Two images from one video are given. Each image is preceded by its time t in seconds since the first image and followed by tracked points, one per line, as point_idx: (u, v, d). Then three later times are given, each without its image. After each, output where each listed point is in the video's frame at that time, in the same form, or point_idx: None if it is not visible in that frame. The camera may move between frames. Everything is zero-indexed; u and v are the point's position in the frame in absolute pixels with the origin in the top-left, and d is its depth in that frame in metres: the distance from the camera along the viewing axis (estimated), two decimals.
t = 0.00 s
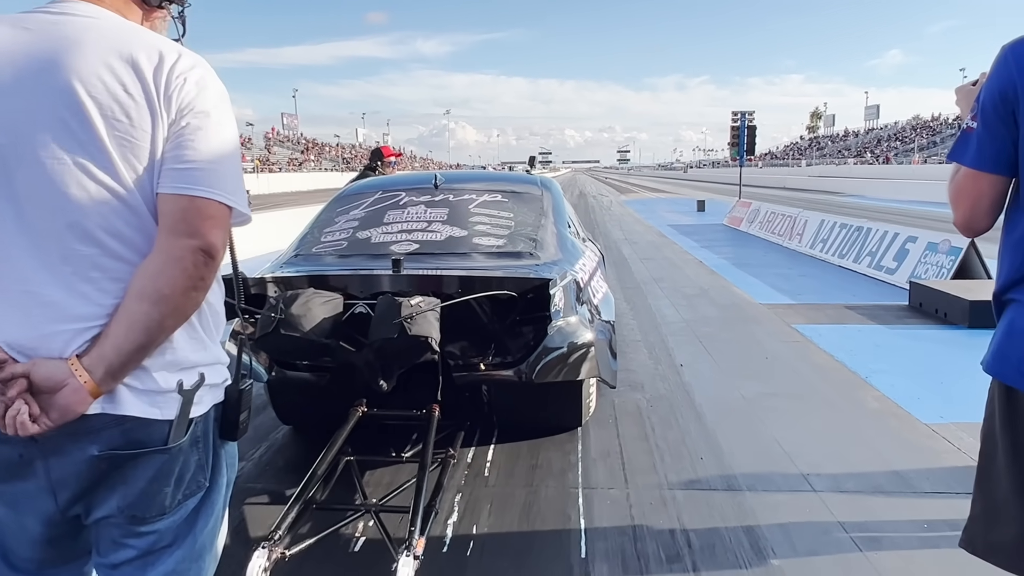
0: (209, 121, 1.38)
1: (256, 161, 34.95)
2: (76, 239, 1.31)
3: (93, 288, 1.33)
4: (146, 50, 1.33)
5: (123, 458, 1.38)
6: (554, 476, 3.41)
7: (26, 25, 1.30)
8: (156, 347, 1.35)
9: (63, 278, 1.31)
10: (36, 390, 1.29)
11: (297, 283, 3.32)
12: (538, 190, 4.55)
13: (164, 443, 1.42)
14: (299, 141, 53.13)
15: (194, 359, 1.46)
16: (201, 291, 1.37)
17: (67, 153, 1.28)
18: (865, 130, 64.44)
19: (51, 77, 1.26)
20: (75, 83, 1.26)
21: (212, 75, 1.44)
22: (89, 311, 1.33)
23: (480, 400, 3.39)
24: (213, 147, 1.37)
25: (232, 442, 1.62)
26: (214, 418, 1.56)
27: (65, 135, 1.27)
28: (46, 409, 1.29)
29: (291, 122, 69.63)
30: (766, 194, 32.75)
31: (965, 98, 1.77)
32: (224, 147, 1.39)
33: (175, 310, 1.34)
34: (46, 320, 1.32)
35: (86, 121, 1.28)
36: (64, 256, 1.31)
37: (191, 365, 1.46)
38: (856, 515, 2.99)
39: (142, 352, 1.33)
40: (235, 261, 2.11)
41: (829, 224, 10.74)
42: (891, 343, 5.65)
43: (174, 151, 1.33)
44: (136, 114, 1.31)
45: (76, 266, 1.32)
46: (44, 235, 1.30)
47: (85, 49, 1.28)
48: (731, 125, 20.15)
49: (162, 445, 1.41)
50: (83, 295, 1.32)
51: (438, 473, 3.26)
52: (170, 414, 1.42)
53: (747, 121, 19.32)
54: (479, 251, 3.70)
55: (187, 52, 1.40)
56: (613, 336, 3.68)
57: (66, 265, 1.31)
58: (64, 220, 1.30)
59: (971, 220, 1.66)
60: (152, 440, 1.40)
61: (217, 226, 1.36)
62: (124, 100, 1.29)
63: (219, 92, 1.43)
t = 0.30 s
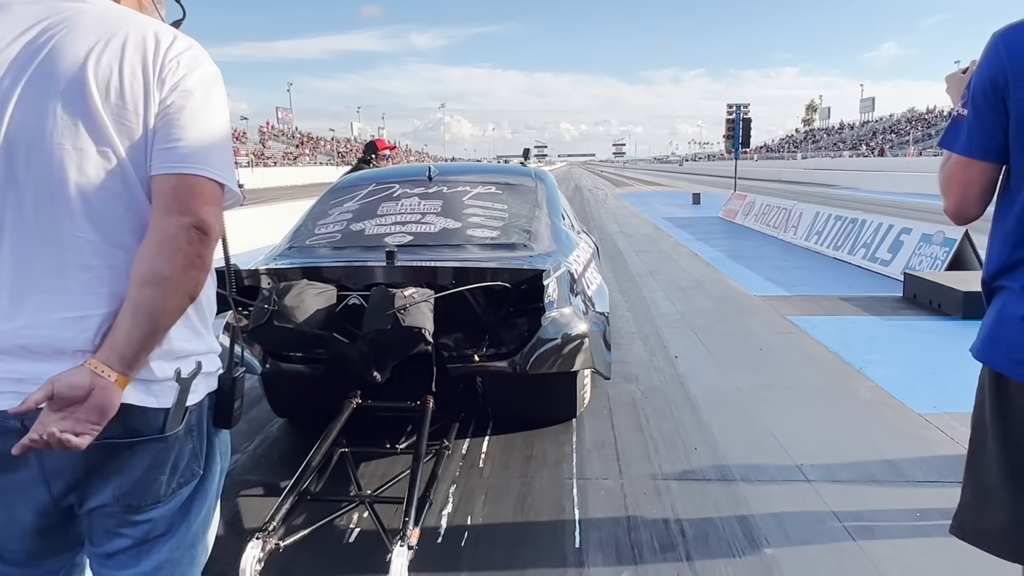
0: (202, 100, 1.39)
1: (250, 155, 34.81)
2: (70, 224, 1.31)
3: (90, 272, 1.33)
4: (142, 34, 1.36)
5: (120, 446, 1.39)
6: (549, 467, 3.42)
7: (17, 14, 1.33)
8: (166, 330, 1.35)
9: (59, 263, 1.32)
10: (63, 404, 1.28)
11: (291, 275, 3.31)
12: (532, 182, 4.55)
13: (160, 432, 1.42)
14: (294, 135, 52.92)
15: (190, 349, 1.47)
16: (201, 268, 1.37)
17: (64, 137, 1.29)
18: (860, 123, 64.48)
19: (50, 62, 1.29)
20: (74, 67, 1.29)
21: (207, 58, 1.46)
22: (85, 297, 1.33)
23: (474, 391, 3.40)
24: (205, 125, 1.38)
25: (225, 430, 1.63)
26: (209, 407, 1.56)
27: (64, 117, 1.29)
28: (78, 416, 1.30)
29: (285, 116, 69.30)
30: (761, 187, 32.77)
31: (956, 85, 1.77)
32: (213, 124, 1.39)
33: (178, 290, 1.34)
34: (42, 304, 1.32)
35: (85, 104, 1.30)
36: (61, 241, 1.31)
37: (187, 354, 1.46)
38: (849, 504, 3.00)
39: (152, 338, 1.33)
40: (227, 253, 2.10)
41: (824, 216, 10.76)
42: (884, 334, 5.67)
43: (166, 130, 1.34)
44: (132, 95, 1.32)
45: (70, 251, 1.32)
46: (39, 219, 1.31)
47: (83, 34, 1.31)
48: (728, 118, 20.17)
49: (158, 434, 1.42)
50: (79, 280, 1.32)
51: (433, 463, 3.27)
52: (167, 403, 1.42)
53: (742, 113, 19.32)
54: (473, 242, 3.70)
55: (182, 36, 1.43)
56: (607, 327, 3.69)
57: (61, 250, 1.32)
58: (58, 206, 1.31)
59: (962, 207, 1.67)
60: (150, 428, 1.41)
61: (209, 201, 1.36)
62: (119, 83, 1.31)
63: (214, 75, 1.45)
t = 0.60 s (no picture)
0: (186, 80, 1.40)
1: (247, 148, 34.69)
2: (57, 214, 1.32)
3: (79, 264, 1.34)
4: (121, 20, 1.37)
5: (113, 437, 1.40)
6: (546, 458, 3.42)
7: None
8: (201, 308, 1.39)
9: (46, 256, 1.32)
10: (130, 416, 1.35)
11: (288, 266, 3.29)
12: (529, 173, 4.53)
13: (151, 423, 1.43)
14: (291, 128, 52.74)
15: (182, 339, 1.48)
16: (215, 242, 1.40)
17: (50, 129, 1.30)
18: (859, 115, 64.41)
19: (32, 56, 1.30)
20: (56, 59, 1.31)
21: (188, 40, 1.47)
22: (75, 290, 1.34)
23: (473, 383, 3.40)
24: (190, 105, 1.39)
25: (220, 420, 1.62)
26: (202, 397, 1.55)
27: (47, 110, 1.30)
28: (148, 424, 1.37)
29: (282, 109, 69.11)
30: (759, 180, 32.71)
31: (953, 72, 1.76)
32: (198, 103, 1.41)
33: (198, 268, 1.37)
34: (30, 299, 1.32)
35: (68, 95, 1.31)
36: (49, 233, 1.32)
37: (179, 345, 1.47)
38: (845, 494, 3.01)
39: (188, 321, 1.37)
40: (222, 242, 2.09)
41: (823, 208, 10.75)
42: (882, 325, 5.68)
43: (151, 115, 1.35)
44: (114, 82, 1.34)
45: (57, 241, 1.33)
46: (27, 212, 1.31)
47: (62, 26, 1.32)
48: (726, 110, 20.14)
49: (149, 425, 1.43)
50: (68, 272, 1.33)
51: (430, 455, 3.27)
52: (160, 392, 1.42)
53: (740, 105, 19.28)
54: (470, 233, 3.69)
55: (162, 18, 1.44)
56: (605, 319, 3.68)
57: (49, 243, 1.32)
58: (45, 196, 1.31)
59: (959, 194, 1.66)
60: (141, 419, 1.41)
61: (205, 173, 1.38)
62: (101, 72, 1.33)
63: (197, 56, 1.46)
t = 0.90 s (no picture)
0: (175, 68, 1.39)
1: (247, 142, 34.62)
2: (45, 205, 1.33)
3: (64, 255, 1.34)
4: (111, 9, 1.37)
5: (101, 430, 1.40)
6: (547, 450, 3.42)
7: None
8: (207, 293, 1.40)
9: (32, 247, 1.33)
10: (161, 412, 1.39)
11: (289, 259, 3.29)
12: (530, 165, 4.52)
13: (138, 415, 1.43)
14: (291, 122, 52.63)
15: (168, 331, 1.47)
16: (213, 225, 1.40)
17: (37, 119, 1.31)
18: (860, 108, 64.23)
19: (20, 45, 1.31)
20: (44, 49, 1.31)
21: (179, 29, 1.46)
22: (60, 282, 1.34)
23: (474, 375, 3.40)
24: (178, 93, 1.38)
25: (215, 412, 1.62)
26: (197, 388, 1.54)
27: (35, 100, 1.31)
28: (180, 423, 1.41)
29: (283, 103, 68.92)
30: (760, 172, 32.67)
31: (956, 61, 1.75)
32: (187, 90, 1.40)
33: (198, 253, 1.37)
34: (16, 289, 1.33)
35: (55, 85, 1.31)
36: (36, 224, 1.33)
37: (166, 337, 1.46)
38: (846, 485, 3.01)
39: (196, 308, 1.38)
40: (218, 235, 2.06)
41: (824, 201, 10.73)
42: (883, 317, 5.67)
43: (138, 104, 1.35)
44: (102, 72, 1.34)
45: (45, 233, 1.33)
46: (14, 203, 1.32)
47: (50, 15, 1.33)
48: (727, 103, 20.11)
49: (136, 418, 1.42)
50: (53, 263, 1.34)
51: (431, 447, 3.27)
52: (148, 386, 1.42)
53: (742, 98, 19.23)
54: (470, 226, 3.69)
55: (152, 6, 1.44)
56: (606, 311, 3.68)
57: (35, 233, 1.33)
58: (33, 185, 1.32)
59: (961, 182, 1.66)
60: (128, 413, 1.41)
61: (195, 158, 1.38)
62: (89, 61, 1.33)
63: (187, 44, 1.45)
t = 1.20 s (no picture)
0: (183, 60, 1.41)
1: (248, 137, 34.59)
2: (50, 193, 1.33)
3: (69, 243, 1.34)
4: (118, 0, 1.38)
5: (103, 418, 1.40)
6: (550, 443, 3.43)
7: None
8: (241, 278, 1.43)
9: (35, 234, 1.33)
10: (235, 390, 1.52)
11: (291, 252, 3.29)
12: (532, 158, 4.51)
13: (141, 403, 1.43)
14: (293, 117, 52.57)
15: (170, 320, 1.47)
16: (231, 213, 1.41)
17: (44, 108, 1.32)
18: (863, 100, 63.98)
19: (28, 35, 1.32)
20: (55, 40, 1.33)
21: (185, 22, 1.47)
22: (63, 269, 1.34)
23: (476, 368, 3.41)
24: (187, 84, 1.39)
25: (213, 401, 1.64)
26: (194, 379, 1.56)
27: (45, 89, 1.33)
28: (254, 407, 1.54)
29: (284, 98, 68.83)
30: (763, 166, 32.58)
31: (959, 50, 1.74)
32: (196, 81, 1.41)
33: (222, 242, 1.40)
34: (16, 276, 1.33)
35: (67, 75, 1.33)
36: (40, 212, 1.33)
37: (168, 326, 1.46)
38: (848, 477, 3.01)
39: (233, 293, 1.43)
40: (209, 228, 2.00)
41: (827, 194, 10.70)
42: (886, 310, 5.67)
43: (148, 96, 1.36)
44: (111, 64, 1.35)
45: (49, 220, 1.33)
46: (19, 190, 1.32)
47: (57, 6, 1.34)
48: (729, 96, 20.06)
49: (138, 405, 1.42)
50: (56, 251, 1.34)
51: (434, 440, 3.27)
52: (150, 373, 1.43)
53: (744, 90, 19.16)
54: (472, 219, 3.68)
55: None
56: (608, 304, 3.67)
57: (38, 221, 1.33)
58: (39, 172, 1.32)
59: (963, 172, 1.65)
60: (129, 401, 1.41)
61: (205, 147, 1.38)
62: (99, 53, 1.35)
63: (193, 38, 1.46)
